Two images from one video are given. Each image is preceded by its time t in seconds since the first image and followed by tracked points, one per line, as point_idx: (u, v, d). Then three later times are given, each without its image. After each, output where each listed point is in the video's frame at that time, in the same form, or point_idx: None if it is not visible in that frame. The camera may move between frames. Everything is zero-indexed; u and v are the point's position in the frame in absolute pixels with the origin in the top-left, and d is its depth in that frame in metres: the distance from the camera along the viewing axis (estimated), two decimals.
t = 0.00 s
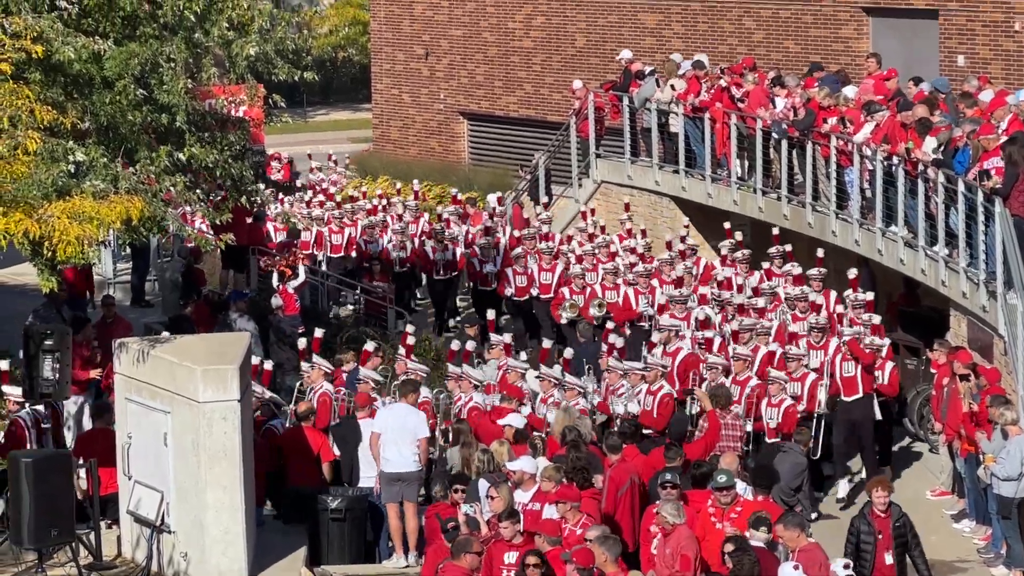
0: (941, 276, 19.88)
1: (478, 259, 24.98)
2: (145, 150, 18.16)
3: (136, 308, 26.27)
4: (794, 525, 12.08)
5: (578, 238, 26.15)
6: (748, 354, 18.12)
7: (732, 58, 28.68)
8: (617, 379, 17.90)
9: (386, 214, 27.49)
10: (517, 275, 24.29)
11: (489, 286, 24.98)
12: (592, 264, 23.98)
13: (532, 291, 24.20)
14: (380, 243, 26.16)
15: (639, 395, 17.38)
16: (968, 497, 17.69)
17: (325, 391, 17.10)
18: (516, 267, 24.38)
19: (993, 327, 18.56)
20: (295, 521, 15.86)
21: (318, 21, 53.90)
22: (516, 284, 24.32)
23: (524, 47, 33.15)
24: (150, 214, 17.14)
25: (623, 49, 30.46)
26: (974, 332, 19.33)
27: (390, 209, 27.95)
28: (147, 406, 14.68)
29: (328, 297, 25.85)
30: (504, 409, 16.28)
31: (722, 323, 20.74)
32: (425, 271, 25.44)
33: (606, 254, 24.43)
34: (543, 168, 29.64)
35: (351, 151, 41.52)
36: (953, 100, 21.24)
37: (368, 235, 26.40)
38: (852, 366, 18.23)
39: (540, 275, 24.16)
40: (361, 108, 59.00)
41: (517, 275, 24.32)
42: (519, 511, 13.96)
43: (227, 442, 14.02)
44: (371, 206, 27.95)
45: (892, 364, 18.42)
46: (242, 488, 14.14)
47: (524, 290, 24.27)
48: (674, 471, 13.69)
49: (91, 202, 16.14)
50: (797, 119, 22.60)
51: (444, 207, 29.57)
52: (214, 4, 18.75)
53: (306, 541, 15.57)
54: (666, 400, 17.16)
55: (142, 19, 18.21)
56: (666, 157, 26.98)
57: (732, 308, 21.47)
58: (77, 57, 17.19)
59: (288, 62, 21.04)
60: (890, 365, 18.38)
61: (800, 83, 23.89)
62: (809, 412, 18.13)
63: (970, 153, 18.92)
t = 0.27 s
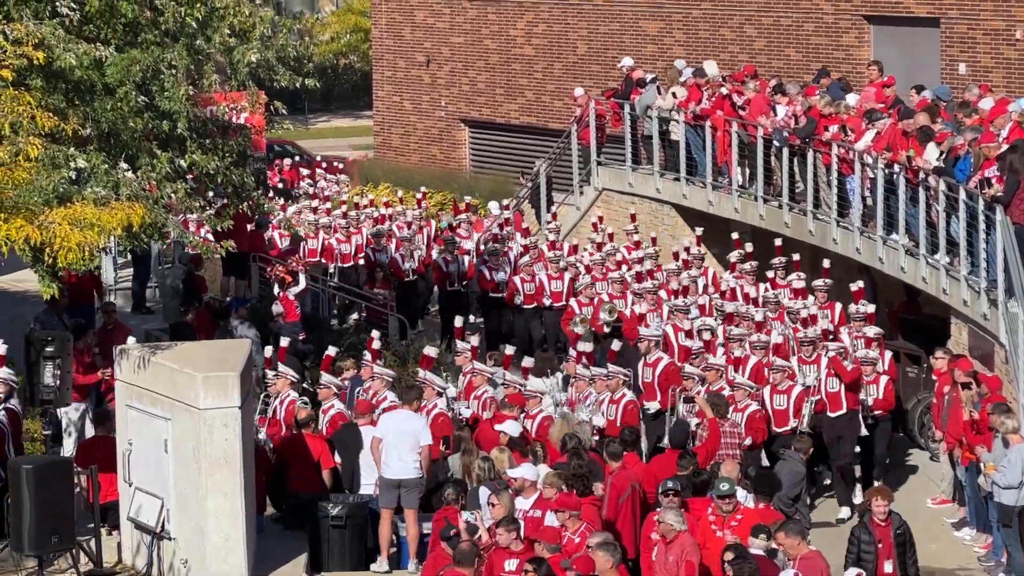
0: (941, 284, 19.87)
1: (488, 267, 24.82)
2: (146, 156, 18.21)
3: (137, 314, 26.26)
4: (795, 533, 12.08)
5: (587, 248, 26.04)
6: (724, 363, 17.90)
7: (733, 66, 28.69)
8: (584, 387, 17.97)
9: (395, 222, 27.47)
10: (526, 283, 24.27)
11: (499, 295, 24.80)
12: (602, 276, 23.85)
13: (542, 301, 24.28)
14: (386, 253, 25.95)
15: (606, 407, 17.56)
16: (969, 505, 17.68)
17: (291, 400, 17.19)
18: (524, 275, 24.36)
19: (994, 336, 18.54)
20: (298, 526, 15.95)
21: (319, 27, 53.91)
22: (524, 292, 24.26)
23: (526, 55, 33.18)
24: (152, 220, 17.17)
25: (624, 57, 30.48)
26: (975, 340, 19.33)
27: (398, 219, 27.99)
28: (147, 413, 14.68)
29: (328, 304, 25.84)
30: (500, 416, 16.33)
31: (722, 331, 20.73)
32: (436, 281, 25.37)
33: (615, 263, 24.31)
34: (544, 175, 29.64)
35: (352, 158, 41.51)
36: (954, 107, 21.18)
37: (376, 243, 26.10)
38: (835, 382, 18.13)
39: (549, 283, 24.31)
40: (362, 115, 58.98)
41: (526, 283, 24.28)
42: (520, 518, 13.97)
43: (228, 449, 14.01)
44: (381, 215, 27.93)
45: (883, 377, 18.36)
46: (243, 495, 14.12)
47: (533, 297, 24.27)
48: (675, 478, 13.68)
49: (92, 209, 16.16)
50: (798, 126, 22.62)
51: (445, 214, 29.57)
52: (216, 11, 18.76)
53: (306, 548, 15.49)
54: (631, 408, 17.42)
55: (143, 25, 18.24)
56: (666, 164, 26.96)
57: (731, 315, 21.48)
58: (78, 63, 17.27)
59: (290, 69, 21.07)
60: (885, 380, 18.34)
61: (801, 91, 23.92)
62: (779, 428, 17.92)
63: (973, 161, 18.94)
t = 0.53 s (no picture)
0: (943, 292, 19.89)
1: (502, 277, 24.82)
2: (148, 164, 18.26)
3: (139, 322, 26.26)
4: (797, 541, 12.07)
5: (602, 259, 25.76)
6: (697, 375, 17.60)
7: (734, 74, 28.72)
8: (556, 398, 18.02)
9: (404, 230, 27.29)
10: (537, 293, 23.96)
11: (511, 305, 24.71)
12: (616, 284, 23.67)
13: (554, 312, 23.90)
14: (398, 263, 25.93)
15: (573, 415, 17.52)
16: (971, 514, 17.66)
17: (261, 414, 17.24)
18: (535, 286, 24.03)
19: (995, 344, 18.55)
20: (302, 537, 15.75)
21: (321, 35, 53.95)
22: (534, 302, 23.96)
23: (528, 62, 33.20)
24: (154, 227, 17.20)
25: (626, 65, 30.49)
26: (977, 348, 19.33)
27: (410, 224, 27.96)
28: (149, 420, 14.66)
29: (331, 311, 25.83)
30: (502, 425, 16.25)
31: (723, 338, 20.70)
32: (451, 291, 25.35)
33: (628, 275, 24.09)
34: (546, 183, 29.65)
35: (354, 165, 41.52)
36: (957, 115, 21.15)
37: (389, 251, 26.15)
38: (820, 395, 17.85)
39: (561, 294, 23.94)
40: (364, 122, 59.02)
41: (536, 293, 23.98)
42: (522, 526, 13.96)
43: (230, 456, 13.97)
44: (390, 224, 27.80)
45: (883, 391, 18.14)
46: (245, 502, 14.06)
47: (545, 308, 23.94)
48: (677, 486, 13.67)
49: (94, 216, 16.18)
50: (799, 135, 22.62)
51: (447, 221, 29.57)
52: (218, 18, 18.81)
53: (308, 555, 15.22)
54: (598, 418, 17.35)
55: (145, 32, 18.48)
56: (669, 172, 26.93)
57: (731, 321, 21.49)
58: (81, 70, 17.33)
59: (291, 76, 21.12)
60: (884, 392, 18.12)
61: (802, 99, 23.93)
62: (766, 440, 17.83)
63: (973, 170, 18.99)
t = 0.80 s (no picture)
0: (945, 301, 19.88)
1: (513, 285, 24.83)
2: (150, 172, 18.39)
3: (142, 330, 26.28)
4: (799, 550, 12.06)
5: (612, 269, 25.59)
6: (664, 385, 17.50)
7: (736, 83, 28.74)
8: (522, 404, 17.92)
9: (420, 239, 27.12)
10: (547, 304, 23.77)
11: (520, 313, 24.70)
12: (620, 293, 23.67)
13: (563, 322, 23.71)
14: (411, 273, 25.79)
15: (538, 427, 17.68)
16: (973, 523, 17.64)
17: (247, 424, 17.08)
18: (546, 295, 23.84)
19: (998, 353, 18.55)
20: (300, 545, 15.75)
21: (324, 43, 54.04)
22: (545, 312, 23.77)
23: (530, 71, 33.22)
24: (156, 235, 17.30)
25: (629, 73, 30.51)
26: (979, 357, 19.33)
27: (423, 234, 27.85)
28: (152, 428, 14.65)
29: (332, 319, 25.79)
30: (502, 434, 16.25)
31: (714, 344, 20.94)
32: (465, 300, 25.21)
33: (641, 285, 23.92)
34: (549, 192, 29.67)
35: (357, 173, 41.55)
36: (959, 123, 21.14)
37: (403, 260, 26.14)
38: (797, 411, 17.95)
39: (570, 304, 23.68)
40: (367, 130, 59.10)
41: (547, 303, 23.78)
42: (524, 533, 13.97)
43: (231, 464, 13.96)
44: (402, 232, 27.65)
45: (880, 408, 18.11)
46: (247, 510, 14.05)
47: (553, 318, 23.77)
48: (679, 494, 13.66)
49: (97, 224, 16.21)
50: (802, 143, 22.63)
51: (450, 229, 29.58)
52: (220, 26, 19.14)
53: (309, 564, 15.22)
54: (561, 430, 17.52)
55: (148, 40, 18.68)
56: (671, 180, 26.90)
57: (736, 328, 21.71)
58: (83, 78, 17.41)
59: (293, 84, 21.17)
60: (880, 409, 18.10)
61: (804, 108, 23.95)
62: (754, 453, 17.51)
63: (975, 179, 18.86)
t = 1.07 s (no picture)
0: (949, 309, 19.87)
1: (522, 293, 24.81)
2: (154, 178, 18.31)
3: (145, 337, 26.27)
4: (802, 557, 12.06)
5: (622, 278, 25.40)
6: (629, 394, 17.53)
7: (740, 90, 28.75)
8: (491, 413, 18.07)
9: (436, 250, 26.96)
10: (560, 314, 23.64)
11: (531, 325, 24.39)
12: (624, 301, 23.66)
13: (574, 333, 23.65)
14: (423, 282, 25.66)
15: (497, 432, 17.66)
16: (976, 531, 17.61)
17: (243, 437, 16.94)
18: (558, 306, 23.74)
19: (1001, 360, 18.55)
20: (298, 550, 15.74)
21: (327, 50, 54.09)
22: (557, 322, 23.67)
23: (534, 78, 33.23)
24: (160, 241, 17.40)
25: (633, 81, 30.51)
26: (983, 365, 19.33)
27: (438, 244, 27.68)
28: (154, 435, 14.65)
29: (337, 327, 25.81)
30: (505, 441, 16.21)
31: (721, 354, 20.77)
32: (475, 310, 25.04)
33: (650, 296, 23.72)
34: (552, 199, 29.66)
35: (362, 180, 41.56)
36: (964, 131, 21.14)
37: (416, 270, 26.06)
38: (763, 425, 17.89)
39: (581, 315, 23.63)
40: (371, 137, 59.13)
41: (559, 313, 23.66)
42: (528, 540, 13.95)
43: (235, 471, 13.99)
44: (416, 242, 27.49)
45: (866, 422, 17.90)
46: (250, 517, 14.12)
47: (566, 329, 23.66)
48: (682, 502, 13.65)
49: (100, 231, 16.18)
50: (805, 151, 22.63)
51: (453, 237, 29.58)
52: (224, 33, 19.25)
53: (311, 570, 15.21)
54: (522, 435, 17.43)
55: (152, 48, 18.65)
56: (675, 188, 26.93)
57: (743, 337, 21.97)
58: (88, 85, 17.45)
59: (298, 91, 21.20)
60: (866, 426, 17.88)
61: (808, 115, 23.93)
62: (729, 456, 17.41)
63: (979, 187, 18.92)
